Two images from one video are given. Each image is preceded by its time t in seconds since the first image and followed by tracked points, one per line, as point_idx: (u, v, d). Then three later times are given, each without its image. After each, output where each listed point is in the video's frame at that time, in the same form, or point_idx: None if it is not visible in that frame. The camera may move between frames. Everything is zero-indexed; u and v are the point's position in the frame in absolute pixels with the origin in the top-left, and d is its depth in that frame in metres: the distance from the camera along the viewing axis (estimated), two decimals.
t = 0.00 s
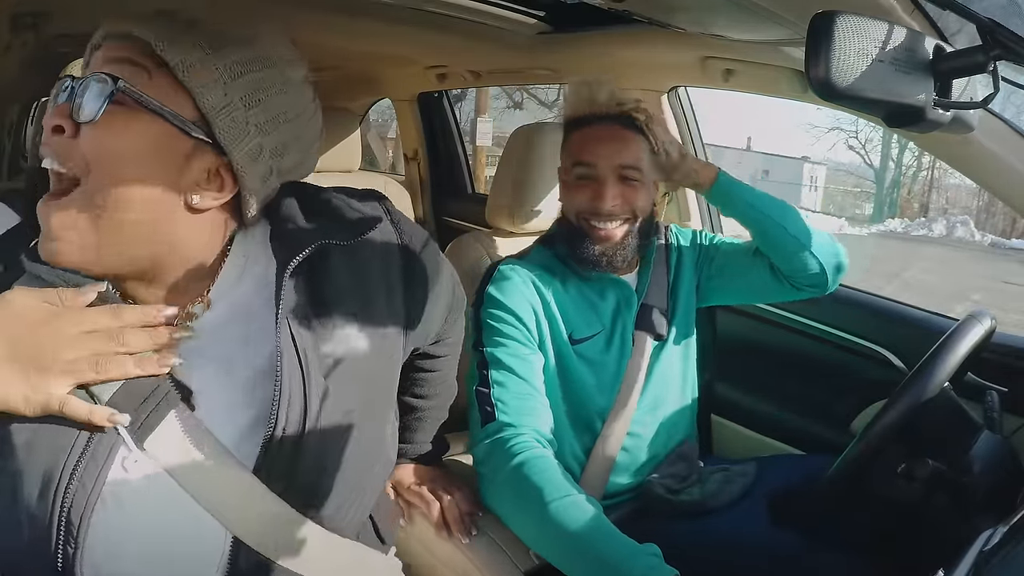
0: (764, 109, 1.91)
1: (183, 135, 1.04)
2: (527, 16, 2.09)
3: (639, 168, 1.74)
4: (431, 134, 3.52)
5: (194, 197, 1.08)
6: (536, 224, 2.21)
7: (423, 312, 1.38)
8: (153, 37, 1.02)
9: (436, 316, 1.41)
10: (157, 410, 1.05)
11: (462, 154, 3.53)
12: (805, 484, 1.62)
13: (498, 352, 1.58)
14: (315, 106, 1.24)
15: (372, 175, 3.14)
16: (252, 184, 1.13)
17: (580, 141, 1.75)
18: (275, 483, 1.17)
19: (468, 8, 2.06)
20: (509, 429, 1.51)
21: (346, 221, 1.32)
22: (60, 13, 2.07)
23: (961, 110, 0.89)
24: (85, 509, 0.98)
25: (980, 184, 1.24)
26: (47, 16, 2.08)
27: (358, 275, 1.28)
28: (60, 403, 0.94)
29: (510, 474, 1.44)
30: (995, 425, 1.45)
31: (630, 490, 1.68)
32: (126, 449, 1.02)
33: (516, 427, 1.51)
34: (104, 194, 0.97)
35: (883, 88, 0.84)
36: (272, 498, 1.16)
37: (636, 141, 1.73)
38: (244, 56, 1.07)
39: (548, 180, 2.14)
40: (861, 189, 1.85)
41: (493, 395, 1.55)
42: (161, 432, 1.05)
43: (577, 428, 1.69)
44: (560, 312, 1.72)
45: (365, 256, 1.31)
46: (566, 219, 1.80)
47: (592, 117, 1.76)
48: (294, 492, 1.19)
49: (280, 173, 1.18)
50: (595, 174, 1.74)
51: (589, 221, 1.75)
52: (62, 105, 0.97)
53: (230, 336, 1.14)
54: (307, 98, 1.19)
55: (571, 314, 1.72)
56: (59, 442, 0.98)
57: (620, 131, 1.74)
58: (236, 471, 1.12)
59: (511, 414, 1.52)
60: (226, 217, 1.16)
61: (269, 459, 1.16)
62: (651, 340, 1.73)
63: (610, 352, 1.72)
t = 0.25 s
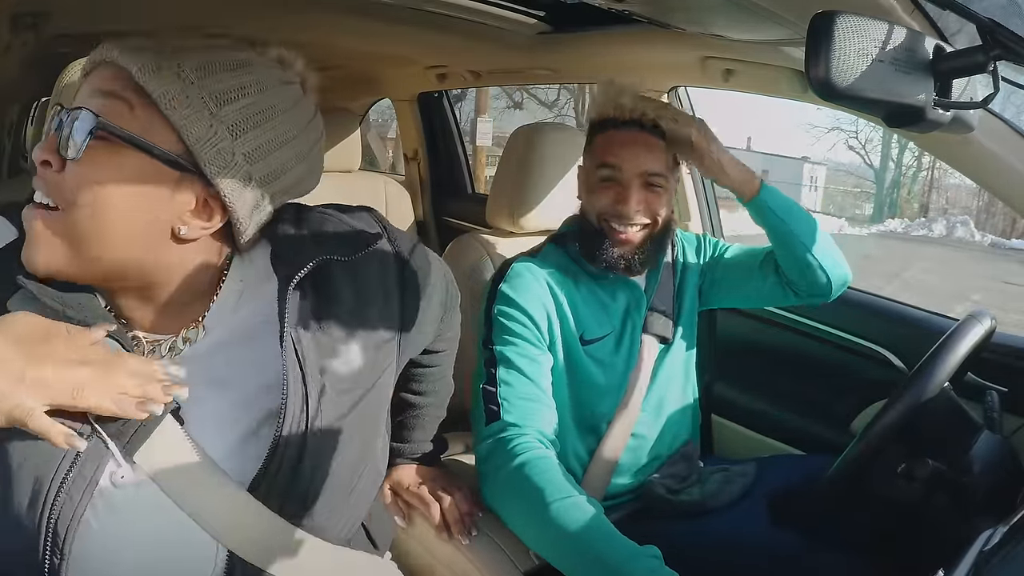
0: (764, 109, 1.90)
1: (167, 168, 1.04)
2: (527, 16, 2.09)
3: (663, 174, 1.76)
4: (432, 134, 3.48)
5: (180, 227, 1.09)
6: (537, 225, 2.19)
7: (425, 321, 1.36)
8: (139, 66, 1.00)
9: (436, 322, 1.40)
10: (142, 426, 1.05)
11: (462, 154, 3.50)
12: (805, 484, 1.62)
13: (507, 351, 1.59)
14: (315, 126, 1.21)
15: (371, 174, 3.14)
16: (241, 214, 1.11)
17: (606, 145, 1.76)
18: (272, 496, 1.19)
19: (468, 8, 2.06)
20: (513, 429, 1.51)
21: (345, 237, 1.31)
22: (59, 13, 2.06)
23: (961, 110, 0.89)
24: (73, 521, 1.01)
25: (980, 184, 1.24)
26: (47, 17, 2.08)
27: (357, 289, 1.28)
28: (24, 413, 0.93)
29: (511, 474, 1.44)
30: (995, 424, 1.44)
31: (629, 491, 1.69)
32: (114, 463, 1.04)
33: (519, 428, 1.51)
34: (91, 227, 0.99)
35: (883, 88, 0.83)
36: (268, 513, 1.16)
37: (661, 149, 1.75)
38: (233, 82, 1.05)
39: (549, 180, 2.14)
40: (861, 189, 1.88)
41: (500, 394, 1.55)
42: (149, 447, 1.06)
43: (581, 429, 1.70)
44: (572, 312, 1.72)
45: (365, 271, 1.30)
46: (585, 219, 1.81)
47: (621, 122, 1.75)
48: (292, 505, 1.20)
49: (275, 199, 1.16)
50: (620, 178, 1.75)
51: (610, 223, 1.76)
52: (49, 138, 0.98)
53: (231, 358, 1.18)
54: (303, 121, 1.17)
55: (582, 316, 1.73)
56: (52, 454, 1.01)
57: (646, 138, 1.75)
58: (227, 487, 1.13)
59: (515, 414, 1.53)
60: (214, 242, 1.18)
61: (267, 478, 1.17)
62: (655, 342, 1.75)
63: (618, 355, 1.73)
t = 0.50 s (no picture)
0: (764, 110, 1.89)
1: (166, 182, 1.03)
2: (527, 16, 2.09)
3: (670, 173, 1.76)
4: (432, 134, 3.49)
5: (180, 239, 1.08)
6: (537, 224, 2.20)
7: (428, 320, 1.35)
8: (137, 81, 1.00)
9: (439, 323, 1.39)
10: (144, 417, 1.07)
11: (462, 154, 3.49)
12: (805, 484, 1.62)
13: (512, 349, 1.60)
14: (317, 138, 1.20)
15: (372, 174, 3.15)
16: (239, 226, 1.11)
17: (611, 143, 1.75)
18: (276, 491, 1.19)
19: (468, 8, 2.06)
20: (514, 428, 1.51)
21: (349, 238, 1.32)
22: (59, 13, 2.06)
23: (961, 110, 0.89)
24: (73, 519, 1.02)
25: (980, 183, 1.24)
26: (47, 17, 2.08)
27: (359, 288, 1.27)
28: None
29: (511, 473, 1.45)
30: (995, 425, 1.45)
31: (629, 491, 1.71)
32: (116, 458, 1.06)
33: (521, 427, 1.52)
34: (94, 238, 0.96)
35: (882, 89, 0.83)
36: (267, 504, 1.17)
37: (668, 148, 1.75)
38: (231, 96, 1.04)
39: (550, 180, 2.14)
40: (861, 189, 1.88)
41: (503, 393, 1.56)
42: (151, 441, 1.09)
43: (584, 430, 1.72)
44: (578, 312, 1.72)
45: (364, 271, 1.30)
46: (592, 218, 1.79)
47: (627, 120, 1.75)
48: (294, 500, 1.20)
49: (276, 210, 1.16)
50: (627, 176, 1.74)
51: (616, 222, 1.74)
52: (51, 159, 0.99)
53: (233, 357, 1.19)
54: (304, 133, 1.16)
55: (590, 316, 1.73)
56: (55, 447, 1.03)
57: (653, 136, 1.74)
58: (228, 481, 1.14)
59: (517, 413, 1.53)
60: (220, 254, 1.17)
61: (270, 475, 1.18)
62: (660, 346, 1.78)
63: (624, 357, 1.74)
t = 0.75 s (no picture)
0: (764, 110, 1.86)
1: (166, 186, 1.03)
2: (527, 16, 2.09)
3: (676, 173, 1.79)
4: (432, 134, 3.49)
5: (178, 242, 1.08)
6: (538, 224, 2.20)
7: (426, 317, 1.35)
8: (137, 87, 1.00)
9: (437, 321, 1.40)
10: (144, 415, 1.07)
11: (462, 154, 3.50)
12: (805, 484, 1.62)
13: (516, 349, 1.60)
14: (314, 141, 1.20)
15: (372, 174, 3.15)
16: (239, 231, 1.11)
17: (620, 144, 1.81)
18: (276, 484, 1.18)
19: (468, 8, 2.06)
20: (517, 428, 1.52)
21: (350, 237, 1.31)
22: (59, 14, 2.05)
23: (961, 110, 0.89)
24: (72, 514, 1.02)
25: (980, 184, 1.24)
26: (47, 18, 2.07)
27: (356, 284, 1.26)
28: None
29: (512, 473, 1.45)
30: (995, 424, 1.45)
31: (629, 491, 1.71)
32: (116, 453, 1.07)
33: (524, 427, 1.52)
34: (92, 240, 0.98)
35: (882, 89, 0.84)
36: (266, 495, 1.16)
37: (677, 149, 1.80)
38: (230, 101, 1.04)
39: (550, 180, 2.14)
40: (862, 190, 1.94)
41: (507, 392, 1.56)
42: (149, 434, 1.09)
43: (587, 431, 1.72)
44: (584, 312, 1.73)
45: (363, 268, 1.28)
46: (599, 216, 1.83)
47: (634, 120, 1.82)
48: (294, 491, 1.19)
49: (275, 214, 1.15)
50: (633, 176, 1.78)
51: (622, 222, 1.78)
52: (52, 159, 0.99)
53: (234, 357, 1.18)
54: (301, 137, 1.15)
55: (596, 317, 1.73)
56: (56, 445, 1.03)
57: (662, 137, 1.79)
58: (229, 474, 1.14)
59: (519, 413, 1.53)
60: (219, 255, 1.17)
61: (271, 468, 1.17)
62: (665, 347, 1.78)
63: (629, 357, 1.74)
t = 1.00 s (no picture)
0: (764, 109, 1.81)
1: (162, 189, 1.03)
2: (527, 16, 2.09)
3: (677, 173, 1.79)
4: (432, 134, 3.49)
5: (176, 244, 1.07)
6: (538, 223, 2.19)
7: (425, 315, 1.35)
8: (135, 91, 1.00)
9: (442, 324, 1.40)
10: (140, 417, 1.08)
11: (462, 154, 3.50)
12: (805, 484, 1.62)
13: (518, 347, 1.61)
14: (313, 145, 1.20)
15: (372, 174, 3.15)
16: (235, 233, 1.11)
17: (622, 145, 1.81)
18: (272, 484, 1.16)
19: (468, 8, 2.06)
20: (517, 428, 1.52)
21: (345, 237, 1.30)
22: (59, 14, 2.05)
23: (961, 110, 0.89)
24: (70, 514, 1.02)
25: (980, 183, 1.23)
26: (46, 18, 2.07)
27: (350, 284, 1.25)
28: None
29: (512, 472, 1.45)
30: (995, 425, 1.45)
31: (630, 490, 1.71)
32: (114, 453, 1.07)
33: (526, 427, 1.52)
34: (90, 240, 0.98)
35: (882, 89, 0.84)
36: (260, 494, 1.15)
37: (679, 153, 1.80)
38: (226, 105, 1.04)
39: (550, 180, 2.14)
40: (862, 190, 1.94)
41: (508, 391, 1.56)
42: (148, 434, 1.10)
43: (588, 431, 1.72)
44: (587, 313, 1.73)
45: (359, 267, 1.28)
46: (600, 215, 1.83)
47: (637, 120, 1.83)
48: (289, 491, 1.18)
49: (271, 217, 1.15)
50: (632, 176, 1.79)
51: (622, 220, 1.78)
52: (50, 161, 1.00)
53: (231, 358, 1.19)
54: (299, 140, 1.15)
55: (597, 317, 1.74)
56: (55, 443, 1.03)
57: (662, 137, 1.80)
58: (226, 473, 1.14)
59: (520, 413, 1.53)
60: (215, 258, 1.16)
61: (265, 467, 1.14)
62: (667, 348, 1.78)
63: (630, 359, 1.74)
